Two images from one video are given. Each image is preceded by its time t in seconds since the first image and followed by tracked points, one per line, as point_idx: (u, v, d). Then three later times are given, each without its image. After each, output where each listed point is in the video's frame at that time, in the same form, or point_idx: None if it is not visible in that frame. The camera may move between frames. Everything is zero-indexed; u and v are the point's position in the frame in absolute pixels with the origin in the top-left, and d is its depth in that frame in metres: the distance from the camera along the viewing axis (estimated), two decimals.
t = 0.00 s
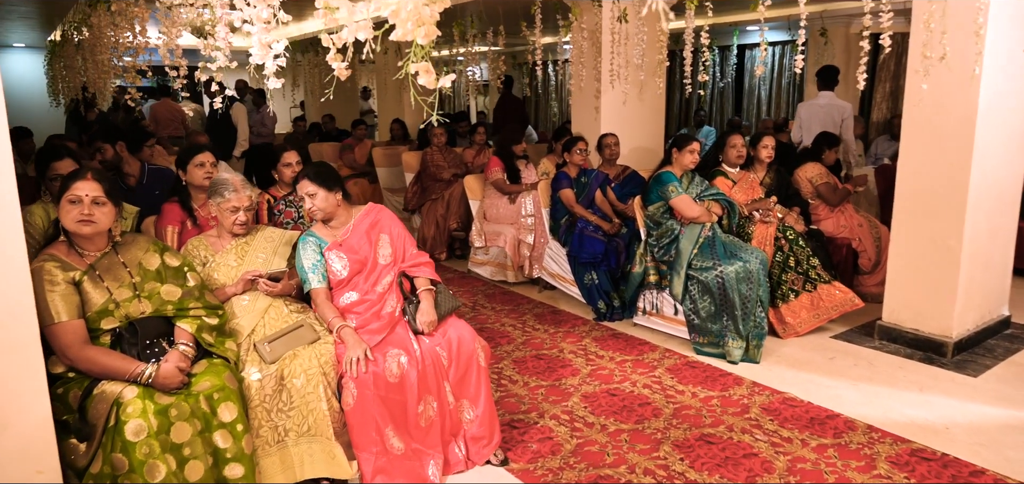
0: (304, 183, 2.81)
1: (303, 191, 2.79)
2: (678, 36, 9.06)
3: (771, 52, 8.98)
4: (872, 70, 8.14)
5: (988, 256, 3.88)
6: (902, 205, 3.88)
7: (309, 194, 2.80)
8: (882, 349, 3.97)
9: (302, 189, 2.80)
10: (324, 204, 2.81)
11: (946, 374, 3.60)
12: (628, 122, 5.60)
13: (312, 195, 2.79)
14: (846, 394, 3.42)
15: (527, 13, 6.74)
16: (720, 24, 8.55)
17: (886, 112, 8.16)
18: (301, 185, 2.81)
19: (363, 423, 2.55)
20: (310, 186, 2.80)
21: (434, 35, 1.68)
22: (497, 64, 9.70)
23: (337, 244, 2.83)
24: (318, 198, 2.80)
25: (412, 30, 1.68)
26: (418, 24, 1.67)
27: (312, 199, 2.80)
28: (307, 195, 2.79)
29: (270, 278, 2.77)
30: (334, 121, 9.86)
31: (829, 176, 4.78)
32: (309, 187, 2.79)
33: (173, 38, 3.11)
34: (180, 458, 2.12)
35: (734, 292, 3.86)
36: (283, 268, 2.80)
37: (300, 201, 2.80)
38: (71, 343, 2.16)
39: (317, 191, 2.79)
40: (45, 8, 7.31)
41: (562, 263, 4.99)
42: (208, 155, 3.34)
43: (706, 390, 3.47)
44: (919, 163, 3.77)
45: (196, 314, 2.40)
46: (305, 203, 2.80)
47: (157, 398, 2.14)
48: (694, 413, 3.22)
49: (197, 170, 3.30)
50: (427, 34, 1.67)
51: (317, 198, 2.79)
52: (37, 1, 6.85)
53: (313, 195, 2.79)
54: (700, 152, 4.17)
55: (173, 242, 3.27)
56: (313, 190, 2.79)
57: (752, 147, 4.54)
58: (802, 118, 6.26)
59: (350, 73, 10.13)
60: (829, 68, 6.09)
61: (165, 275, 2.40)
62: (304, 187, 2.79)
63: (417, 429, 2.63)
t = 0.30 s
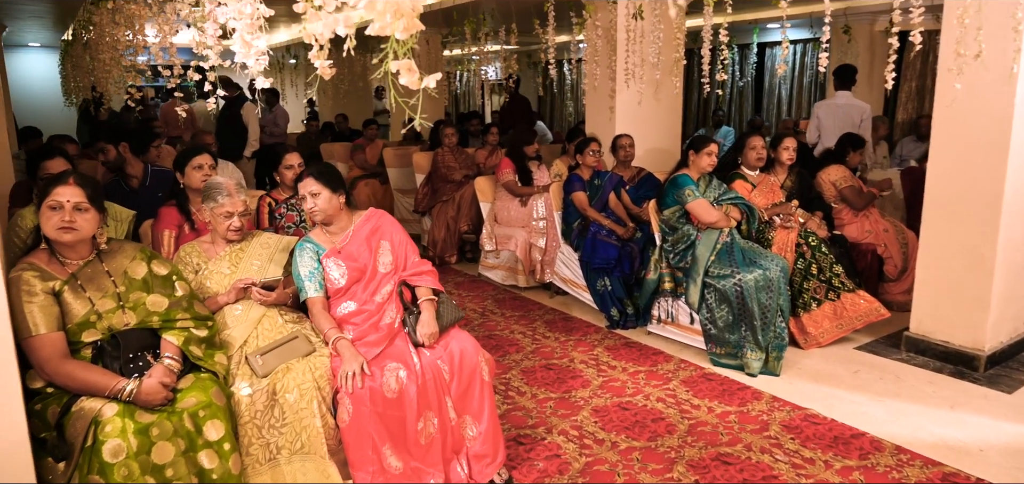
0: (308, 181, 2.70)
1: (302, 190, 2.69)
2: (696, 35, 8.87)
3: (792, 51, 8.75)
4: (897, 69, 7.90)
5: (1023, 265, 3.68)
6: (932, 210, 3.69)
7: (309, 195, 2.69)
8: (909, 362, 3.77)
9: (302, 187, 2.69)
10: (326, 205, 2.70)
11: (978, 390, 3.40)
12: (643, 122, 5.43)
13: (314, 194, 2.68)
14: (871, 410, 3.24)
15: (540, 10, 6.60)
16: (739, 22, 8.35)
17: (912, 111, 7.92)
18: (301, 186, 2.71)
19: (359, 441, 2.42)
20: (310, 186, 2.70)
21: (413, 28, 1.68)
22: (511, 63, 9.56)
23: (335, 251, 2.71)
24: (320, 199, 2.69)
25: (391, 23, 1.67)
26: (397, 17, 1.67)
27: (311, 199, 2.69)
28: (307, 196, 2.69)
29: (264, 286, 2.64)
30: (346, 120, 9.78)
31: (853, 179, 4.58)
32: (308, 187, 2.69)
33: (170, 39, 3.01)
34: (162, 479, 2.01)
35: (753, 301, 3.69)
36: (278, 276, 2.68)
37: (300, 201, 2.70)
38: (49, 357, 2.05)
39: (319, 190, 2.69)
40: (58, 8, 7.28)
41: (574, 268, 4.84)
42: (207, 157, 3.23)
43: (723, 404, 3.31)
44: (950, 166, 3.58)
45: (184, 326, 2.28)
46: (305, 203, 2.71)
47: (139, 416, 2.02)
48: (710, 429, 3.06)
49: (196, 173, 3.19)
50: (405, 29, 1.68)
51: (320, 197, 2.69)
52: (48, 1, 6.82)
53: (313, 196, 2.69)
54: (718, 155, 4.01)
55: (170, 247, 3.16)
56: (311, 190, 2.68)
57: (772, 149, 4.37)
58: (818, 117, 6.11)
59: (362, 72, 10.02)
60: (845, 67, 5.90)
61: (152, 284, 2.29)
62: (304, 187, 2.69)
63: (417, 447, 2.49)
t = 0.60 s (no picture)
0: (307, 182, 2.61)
1: (302, 192, 2.60)
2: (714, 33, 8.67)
3: (813, 49, 8.53)
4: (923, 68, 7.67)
5: None
6: (962, 217, 3.50)
7: (307, 197, 2.59)
8: (937, 377, 3.58)
9: (302, 189, 2.60)
10: (324, 209, 2.59)
11: (1011, 409, 3.21)
12: (657, 123, 5.26)
13: (314, 196, 2.58)
14: (897, 429, 3.06)
15: (553, 9, 6.44)
16: (758, 20, 8.14)
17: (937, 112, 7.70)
18: (300, 188, 2.62)
19: (350, 462, 2.29)
20: (309, 188, 2.61)
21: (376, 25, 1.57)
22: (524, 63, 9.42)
23: (330, 259, 2.59)
24: (319, 202, 2.58)
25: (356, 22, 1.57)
26: (363, 10, 1.60)
27: (308, 202, 2.58)
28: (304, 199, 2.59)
29: (253, 298, 2.51)
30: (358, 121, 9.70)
31: (876, 182, 4.38)
32: (306, 189, 2.60)
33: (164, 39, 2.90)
34: None
35: (772, 312, 3.52)
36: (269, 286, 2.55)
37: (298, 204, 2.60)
38: (21, 375, 1.94)
39: (320, 192, 2.59)
40: (69, 9, 7.24)
41: (584, 275, 4.68)
42: (202, 160, 3.11)
43: (739, 421, 3.14)
44: (981, 171, 3.38)
45: (166, 341, 2.17)
46: (303, 206, 2.61)
47: (113, 439, 1.90)
48: (724, 449, 2.90)
49: (189, 177, 3.07)
50: (372, 23, 1.60)
51: (320, 200, 2.58)
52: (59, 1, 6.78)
53: (311, 200, 2.58)
54: (735, 158, 3.84)
55: (162, 253, 3.05)
56: (309, 193, 2.59)
57: (792, 152, 4.19)
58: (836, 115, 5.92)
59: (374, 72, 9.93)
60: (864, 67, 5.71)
61: (133, 296, 2.19)
62: (303, 189, 2.60)
63: (412, 468, 2.35)
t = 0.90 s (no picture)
0: (300, 185, 2.51)
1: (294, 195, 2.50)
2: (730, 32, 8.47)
3: (831, 48, 8.31)
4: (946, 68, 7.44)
5: None
6: (989, 225, 3.32)
7: (299, 201, 2.50)
8: (961, 392, 3.40)
9: (295, 192, 2.51)
10: (321, 213, 2.50)
11: None
12: (669, 124, 5.11)
13: (311, 198, 2.49)
14: (921, 449, 2.88)
15: (563, 6, 6.29)
16: (774, 19, 7.94)
17: (960, 113, 7.47)
18: (294, 191, 2.52)
19: None
20: (302, 191, 2.51)
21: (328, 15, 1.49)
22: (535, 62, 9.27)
23: (322, 267, 2.47)
24: (316, 205, 2.49)
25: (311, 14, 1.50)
26: None
27: (303, 205, 2.49)
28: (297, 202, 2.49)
29: (239, 309, 2.38)
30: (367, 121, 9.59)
31: (897, 187, 4.20)
32: (299, 192, 2.50)
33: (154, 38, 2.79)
34: None
35: (787, 323, 3.35)
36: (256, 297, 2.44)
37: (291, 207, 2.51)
38: None
39: (319, 195, 2.49)
40: (75, 8, 7.19)
41: (593, 281, 4.53)
42: (194, 163, 2.99)
43: (752, 439, 2.99)
44: (1011, 177, 3.20)
45: (143, 355, 2.05)
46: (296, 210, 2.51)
47: (81, 462, 1.79)
48: (736, 469, 2.75)
49: (180, 180, 2.95)
50: (323, 13, 1.51)
51: (318, 203, 2.49)
52: None
53: (305, 204, 2.49)
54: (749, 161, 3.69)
55: (152, 259, 2.94)
56: (302, 196, 2.49)
57: (809, 155, 4.03)
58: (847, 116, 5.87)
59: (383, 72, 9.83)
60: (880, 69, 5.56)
61: (110, 307, 2.07)
62: (296, 192, 2.50)
63: None
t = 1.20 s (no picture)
0: (295, 188, 2.41)
1: (290, 198, 2.42)
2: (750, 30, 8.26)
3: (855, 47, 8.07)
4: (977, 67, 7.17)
5: None
6: None
7: (294, 204, 2.43)
8: (996, 412, 3.19)
9: (290, 196, 2.43)
10: (320, 216, 2.41)
11: None
12: (686, 125, 4.93)
13: (311, 201, 2.41)
14: (954, 475, 2.68)
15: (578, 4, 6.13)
16: (796, 16, 7.72)
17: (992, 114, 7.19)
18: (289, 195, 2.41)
19: None
20: (299, 193, 2.43)
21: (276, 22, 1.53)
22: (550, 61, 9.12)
23: (313, 276, 2.33)
24: (316, 207, 2.42)
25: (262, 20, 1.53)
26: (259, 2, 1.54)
27: (301, 208, 2.40)
28: (292, 206, 2.42)
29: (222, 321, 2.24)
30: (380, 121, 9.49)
31: (926, 192, 3.99)
32: (294, 196, 2.42)
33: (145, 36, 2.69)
34: None
35: (809, 336, 3.17)
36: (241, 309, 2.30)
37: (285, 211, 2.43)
38: None
39: (320, 198, 2.42)
40: (86, 7, 7.16)
41: (605, 288, 4.36)
42: (185, 166, 2.87)
43: (770, 461, 2.81)
44: None
45: (117, 372, 1.93)
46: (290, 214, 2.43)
47: None
48: None
49: (171, 183, 2.84)
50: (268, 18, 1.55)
51: (319, 205, 2.42)
52: None
53: (303, 207, 2.41)
54: (769, 164, 3.51)
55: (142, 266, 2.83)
56: (300, 199, 2.41)
57: (832, 158, 3.84)
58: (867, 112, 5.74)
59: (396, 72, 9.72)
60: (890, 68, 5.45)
61: (83, 320, 1.95)
62: (291, 196, 2.42)
63: None
